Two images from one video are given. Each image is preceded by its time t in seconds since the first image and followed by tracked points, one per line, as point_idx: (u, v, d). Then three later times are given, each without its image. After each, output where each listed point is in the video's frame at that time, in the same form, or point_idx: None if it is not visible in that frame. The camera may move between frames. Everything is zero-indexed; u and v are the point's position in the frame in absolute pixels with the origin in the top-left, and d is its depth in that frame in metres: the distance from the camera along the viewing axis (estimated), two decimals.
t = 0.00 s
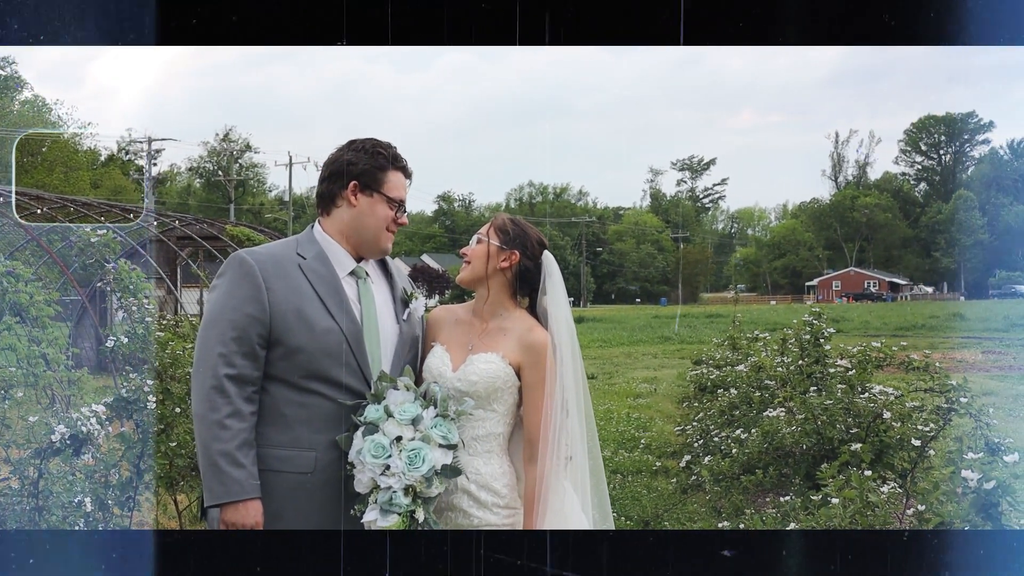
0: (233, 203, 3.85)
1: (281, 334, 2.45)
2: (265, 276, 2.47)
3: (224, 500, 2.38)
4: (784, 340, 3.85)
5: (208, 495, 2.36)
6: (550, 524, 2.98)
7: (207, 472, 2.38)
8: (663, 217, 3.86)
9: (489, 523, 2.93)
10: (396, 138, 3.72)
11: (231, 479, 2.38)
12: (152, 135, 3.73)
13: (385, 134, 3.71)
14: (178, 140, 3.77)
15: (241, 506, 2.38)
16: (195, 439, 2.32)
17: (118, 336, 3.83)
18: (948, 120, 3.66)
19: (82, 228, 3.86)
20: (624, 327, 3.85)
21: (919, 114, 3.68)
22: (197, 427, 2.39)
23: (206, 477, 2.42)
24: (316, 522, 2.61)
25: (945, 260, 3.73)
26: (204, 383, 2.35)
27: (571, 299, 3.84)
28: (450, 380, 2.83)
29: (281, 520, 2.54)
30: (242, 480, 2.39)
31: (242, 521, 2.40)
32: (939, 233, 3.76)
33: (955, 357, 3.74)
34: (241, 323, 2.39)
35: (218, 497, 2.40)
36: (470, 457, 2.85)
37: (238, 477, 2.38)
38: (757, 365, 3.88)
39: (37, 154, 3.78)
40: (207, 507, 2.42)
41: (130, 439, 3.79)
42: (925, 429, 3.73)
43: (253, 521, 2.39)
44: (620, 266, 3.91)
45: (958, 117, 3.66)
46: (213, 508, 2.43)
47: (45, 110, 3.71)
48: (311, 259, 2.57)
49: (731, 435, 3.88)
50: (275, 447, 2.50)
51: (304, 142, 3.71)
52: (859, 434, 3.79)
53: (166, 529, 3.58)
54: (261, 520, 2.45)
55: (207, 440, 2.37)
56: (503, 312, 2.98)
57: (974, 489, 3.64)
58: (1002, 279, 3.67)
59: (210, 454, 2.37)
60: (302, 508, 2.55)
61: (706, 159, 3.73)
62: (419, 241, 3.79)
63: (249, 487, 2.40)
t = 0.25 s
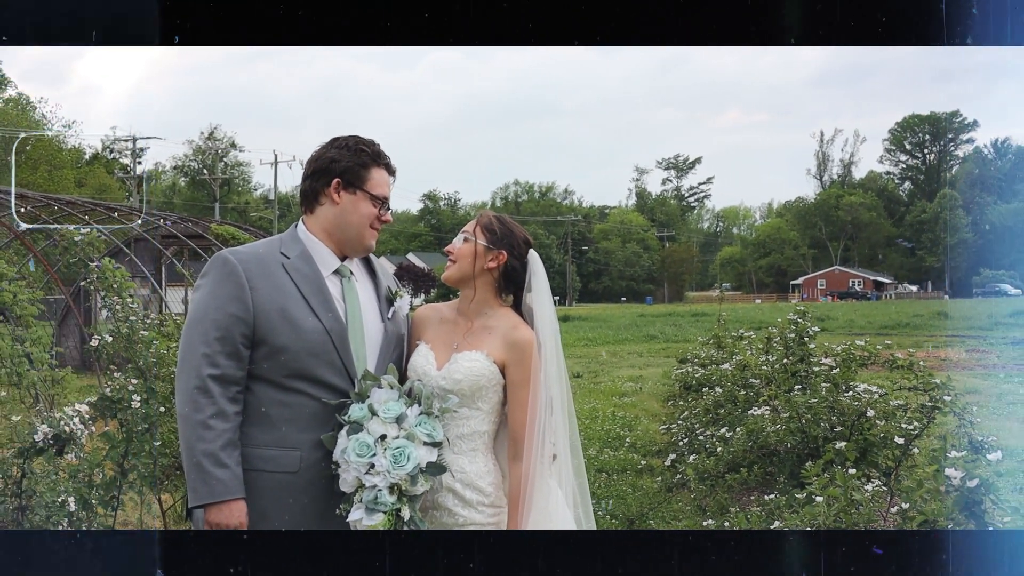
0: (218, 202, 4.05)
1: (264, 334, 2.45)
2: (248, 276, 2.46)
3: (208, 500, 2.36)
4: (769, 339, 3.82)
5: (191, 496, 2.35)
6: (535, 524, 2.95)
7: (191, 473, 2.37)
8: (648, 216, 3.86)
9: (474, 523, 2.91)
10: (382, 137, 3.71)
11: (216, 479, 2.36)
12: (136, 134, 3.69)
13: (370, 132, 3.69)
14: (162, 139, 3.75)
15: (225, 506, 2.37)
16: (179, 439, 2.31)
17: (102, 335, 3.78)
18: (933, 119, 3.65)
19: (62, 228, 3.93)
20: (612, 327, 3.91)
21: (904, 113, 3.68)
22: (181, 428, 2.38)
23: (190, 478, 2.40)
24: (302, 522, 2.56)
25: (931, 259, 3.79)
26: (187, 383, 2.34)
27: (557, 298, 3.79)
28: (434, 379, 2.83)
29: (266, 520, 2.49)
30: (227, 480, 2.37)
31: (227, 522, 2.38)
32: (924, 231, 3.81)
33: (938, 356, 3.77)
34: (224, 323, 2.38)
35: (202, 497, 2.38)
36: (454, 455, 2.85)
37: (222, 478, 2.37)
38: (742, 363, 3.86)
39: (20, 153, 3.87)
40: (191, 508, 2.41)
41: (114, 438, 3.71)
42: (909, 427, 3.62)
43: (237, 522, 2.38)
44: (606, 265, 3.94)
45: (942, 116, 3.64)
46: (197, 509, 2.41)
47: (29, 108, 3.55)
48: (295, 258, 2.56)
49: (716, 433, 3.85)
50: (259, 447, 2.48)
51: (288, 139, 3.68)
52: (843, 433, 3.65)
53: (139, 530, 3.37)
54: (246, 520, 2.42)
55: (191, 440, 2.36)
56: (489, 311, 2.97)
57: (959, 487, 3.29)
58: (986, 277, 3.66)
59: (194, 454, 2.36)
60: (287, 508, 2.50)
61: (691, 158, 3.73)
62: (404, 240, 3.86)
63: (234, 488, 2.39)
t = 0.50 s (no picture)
0: (204, 199, 3.91)
1: (248, 332, 2.44)
2: (230, 274, 2.45)
3: (192, 499, 2.36)
4: (755, 337, 3.84)
5: (175, 495, 2.34)
6: (520, 522, 2.96)
7: (175, 472, 2.36)
8: (634, 214, 3.87)
9: (460, 521, 2.91)
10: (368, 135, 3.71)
11: (199, 478, 2.35)
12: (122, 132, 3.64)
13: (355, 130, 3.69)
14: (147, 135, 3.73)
15: (209, 505, 2.36)
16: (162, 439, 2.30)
17: (87, 333, 3.78)
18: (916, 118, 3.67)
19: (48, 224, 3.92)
20: (597, 324, 3.88)
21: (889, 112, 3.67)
22: (164, 427, 2.37)
23: (174, 477, 2.39)
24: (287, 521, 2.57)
25: (915, 257, 3.77)
26: (170, 382, 2.33)
27: (544, 296, 3.78)
28: (419, 378, 2.83)
29: (252, 518, 2.50)
30: (210, 479, 2.37)
31: (211, 520, 2.38)
32: (909, 229, 3.79)
33: (924, 354, 3.76)
34: (207, 321, 2.37)
35: (186, 496, 2.37)
36: (440, 454, 2.84)
37: (206, 477, 2.36)
38: (728, 361, 3.89)
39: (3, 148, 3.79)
40: (175, 507, 2.40)
41: (98, 437, 3.70)
42: (893, 425, 3.72)
43: (222, 521, 2.37)
44: (592, 263, 3.93)
45: (927, 115, 3.68)
46: (181, 508, 2.41)
47: (14, 105, 3.54)
48: (278, 256, 2.55)
49: (702, 431, 3.88)
50: (243, 445, 2.48)
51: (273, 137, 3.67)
52: (828, 431, 3.75)
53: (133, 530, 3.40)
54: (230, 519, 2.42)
55: (174, 440, 2.35)
56: (474, 309, 2.97)
57: (943, 485, 3.42)
58: (971, 276, 3.71)
59: (177, 453, 2.35)
60: (272, 506, 2.51)
61: (677, 156, 3.73)
62: (391, 238, 3.81)
63: (218, 487, 2.38)
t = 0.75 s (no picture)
0: (212, 203, 3.88)
1: (255, 336, 2.44)
2: (238, 278, 2.46)
3: (199, 503, 2.36)
4: (764, 340, 3.83)
5: (182, 498, 2.34)
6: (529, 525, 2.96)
7: (182, 475, 2.36)
8: (642, 217, 3.88)
9: (469, 525, 2.91)
10: (375, 138, 3.71)
11: (206, 482, 2.36)
12: (128, 135, 3.71)
13: (362, 134, 3.69)
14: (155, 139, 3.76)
15: (215, 509, 2.36)
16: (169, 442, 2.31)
17: (94, 338, 3.77)
18: (924, 121, 3.66)
19: (55, 227, 3.89)
20: (606, 328, 3.90)
21: (895, 114, 3.66)
22: (171, 430, 2.37)
23: (181, 480, 2.40)
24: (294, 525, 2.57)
25: (923, 260, 3.76)
26: (177, 386, 2.33)
27: (551, 297, 3.89)
28: (428, 381, 2.82)
29: (258, 522, 2.51)
30: (217, 483, 2.37)
31: (218, 524, 2.38)
32: (916, 232, 3.79)
33: (933, 356, 3.75)
34: (215, 325, 2.37)
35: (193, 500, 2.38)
36: (449, 458, 2.84)
37: (212, 481, 2.36)
38: (736, 365, 3.85)
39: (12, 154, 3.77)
40: (182, 510, 2.41)
41: (106, 441, 3.72)
42: (903, 429, 3.69)
43: (228, 524, 2.37)
44: (599, 266, 3.96)
45: (935, 118, 3.67)
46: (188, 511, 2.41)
47: (20, 109, 3.66)
48: (286, 260, 2.55)
49: (711, 435, 3.87)
50: (250, 449, 2.48)
51: (281, 141, 3.67)
52: (839, 434, 3.74)
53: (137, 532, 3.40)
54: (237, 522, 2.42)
55: (182, 443, 2.35)
56: (482, 313, 2.97)
57: (955, 489, 3.50)
58: (980, 278, 3.71)
59: (184, 457, 2.35)
60: (278, 510, 2.52)
61: (684, 159, 3.72)
62: (398, 241, 3.81)
63: (225, 491, 2.38)
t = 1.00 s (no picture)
0: (205, 201, 3.82)
1: (248, 334, 2.41)
2: (231, 276, 2.43)
3: (192, 501, 2.34)
4: (760, 339, 3.81)
5: (175, 497, 2.32)
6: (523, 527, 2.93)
7: (174, 474, 2.34)
8: (638, 216, 3.87)
9: (462, 526, 2.88)
10: (370, 137, 3.68)
11: (199, 480, 2.33)
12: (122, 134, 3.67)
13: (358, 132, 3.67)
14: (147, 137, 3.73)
15: (208, 508, 2.34)
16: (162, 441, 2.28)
17: (86, 338, 3.73)
18: (921, 120, 3.65)
19: (48, 226, 3.90)
20: (600, 327, 3.87)
21: (894, 113, 3.65)
22: (164, 429, 2.35)
23: (174, 479, 2.37)
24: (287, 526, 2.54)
25: (920, 260, 3.76)
26: (170, 384, 2.31)
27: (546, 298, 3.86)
28: (421, 381, 2.81)
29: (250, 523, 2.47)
30: (210, 481, 2.34)
31: (211, 523, 2.35)
32: (913, 232, 3.79)
33: (929, 356, 3.75)
34: (208, 323, 2.35)
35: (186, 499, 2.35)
36: (442, 458, 2.82)
37: (205, 479, 2.33)
38: (731, 364, 3.84)
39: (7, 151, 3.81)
40: (175, 509, 2.38)
41: (99, 441, 3.69)
42: (900, 429, 3.69)
43: (222, 523, 2.35)
44: (595, 265, 3.90)
45: (932, 117, 3.64)
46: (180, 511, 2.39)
47: (14, 107, 3.59)
48: (279, 258, 2.53)
49: (706, 435, 3.85)
50: (243, 448, 2.45)
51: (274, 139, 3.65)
52: (834, 435, 3.73)
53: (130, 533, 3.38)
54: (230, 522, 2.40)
55: (174, 442, 2.32)
56: (476, 312, 2.95)
57: (950, 490, 3.48)
58: (977, 278, 3.70)
59: (177, 456, 2.33)
60: (272, 510, 2.48)
61: (680, 158, 3.71)
62: (392, 240, 3.78)
63: (218, 489, 2.35)
